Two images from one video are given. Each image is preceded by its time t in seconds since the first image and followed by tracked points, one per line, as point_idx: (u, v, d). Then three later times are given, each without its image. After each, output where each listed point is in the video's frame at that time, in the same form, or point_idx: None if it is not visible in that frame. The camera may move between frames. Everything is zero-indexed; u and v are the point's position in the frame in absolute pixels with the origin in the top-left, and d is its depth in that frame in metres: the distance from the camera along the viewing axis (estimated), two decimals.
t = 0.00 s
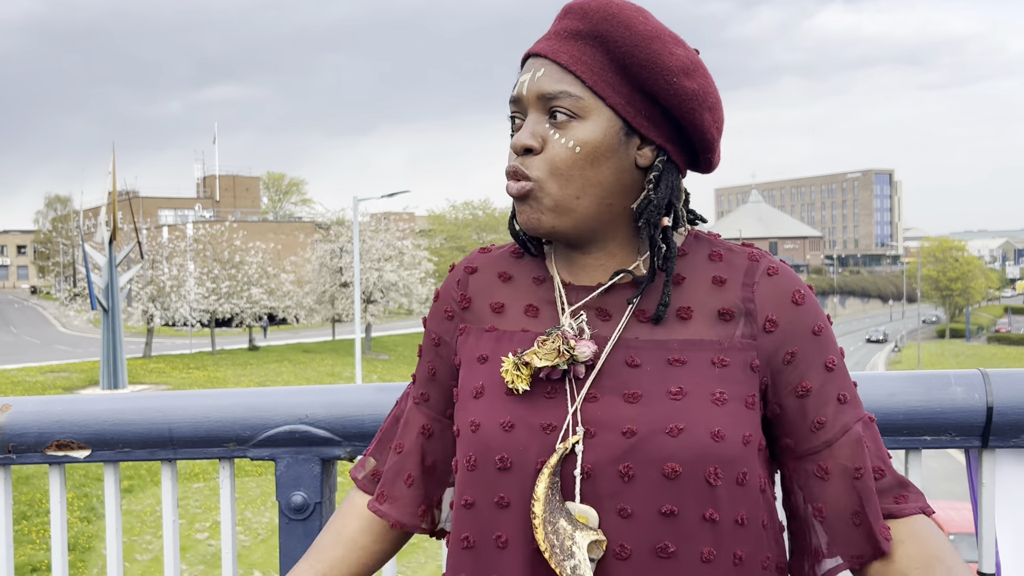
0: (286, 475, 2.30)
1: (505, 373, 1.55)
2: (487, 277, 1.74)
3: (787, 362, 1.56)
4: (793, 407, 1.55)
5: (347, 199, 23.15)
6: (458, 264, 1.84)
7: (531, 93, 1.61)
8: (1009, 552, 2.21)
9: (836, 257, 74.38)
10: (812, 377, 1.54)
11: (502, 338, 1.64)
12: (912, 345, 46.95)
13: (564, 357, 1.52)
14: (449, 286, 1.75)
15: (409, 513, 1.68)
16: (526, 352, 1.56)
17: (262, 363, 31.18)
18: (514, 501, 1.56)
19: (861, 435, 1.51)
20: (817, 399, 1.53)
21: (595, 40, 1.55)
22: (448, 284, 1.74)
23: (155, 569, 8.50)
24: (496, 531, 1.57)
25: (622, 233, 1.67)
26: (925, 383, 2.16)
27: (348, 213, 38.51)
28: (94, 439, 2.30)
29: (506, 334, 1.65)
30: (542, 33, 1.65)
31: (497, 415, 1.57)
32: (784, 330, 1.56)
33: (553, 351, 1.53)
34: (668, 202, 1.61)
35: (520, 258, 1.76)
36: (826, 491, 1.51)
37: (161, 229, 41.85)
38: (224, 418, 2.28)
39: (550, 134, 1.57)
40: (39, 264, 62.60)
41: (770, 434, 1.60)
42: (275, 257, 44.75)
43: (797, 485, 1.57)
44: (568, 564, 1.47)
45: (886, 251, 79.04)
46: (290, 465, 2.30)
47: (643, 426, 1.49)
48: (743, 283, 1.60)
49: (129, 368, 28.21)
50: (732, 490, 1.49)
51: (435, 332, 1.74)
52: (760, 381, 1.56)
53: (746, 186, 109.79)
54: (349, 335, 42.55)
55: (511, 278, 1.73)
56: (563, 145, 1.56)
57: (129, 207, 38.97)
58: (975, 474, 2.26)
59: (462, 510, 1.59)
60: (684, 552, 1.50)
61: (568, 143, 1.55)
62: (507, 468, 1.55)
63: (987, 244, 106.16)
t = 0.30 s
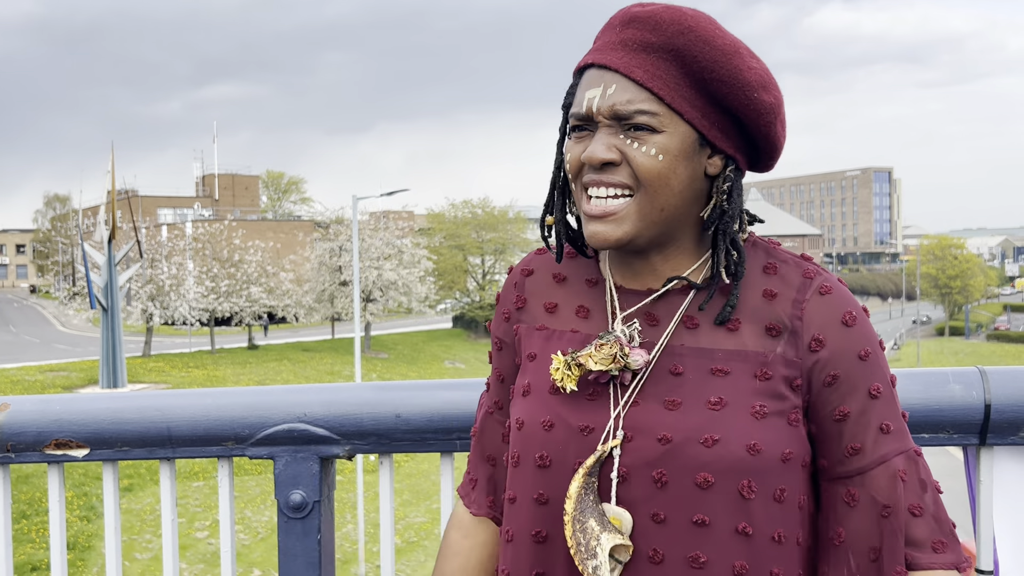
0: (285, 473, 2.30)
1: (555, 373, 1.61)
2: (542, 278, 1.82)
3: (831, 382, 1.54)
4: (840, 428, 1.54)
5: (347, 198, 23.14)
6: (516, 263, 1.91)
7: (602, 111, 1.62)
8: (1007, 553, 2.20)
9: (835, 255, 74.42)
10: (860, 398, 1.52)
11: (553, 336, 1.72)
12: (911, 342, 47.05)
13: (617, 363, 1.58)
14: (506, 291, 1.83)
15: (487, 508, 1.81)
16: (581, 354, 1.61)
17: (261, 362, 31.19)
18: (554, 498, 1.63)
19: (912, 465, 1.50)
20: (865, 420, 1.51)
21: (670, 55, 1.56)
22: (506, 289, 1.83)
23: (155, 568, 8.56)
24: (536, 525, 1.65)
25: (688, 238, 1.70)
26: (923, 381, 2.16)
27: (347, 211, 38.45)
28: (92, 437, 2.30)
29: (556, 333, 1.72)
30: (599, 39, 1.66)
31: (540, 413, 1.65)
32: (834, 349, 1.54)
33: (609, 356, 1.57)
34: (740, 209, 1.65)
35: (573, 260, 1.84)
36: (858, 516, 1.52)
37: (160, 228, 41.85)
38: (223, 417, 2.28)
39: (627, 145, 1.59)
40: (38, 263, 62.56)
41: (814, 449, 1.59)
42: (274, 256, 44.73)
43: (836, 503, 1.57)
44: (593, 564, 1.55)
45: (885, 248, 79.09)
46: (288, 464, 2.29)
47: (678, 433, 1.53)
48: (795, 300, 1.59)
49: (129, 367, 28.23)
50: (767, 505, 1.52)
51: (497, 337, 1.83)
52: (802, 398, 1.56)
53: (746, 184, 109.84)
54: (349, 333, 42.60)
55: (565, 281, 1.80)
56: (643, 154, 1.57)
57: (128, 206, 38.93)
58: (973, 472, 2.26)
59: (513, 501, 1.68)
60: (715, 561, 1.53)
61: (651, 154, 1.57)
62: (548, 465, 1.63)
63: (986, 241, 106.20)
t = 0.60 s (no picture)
0: (284, 470, 2.30)
1: (552, 384, 1.63)
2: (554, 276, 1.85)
3: (834, 392, 1.49)
4: (840, 438, 1.49)
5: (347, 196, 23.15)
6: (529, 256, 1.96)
7: (589, 111, 1.62)
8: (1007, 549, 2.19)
9: (835, 253, 74.46)
10: (862, 408, 1.47)
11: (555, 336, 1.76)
12: (911, 339, 47.08)
13: (611, 376, 1.57)
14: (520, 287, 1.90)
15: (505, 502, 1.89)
16: (575, 362, 1.61)
17: (261, 360, 31.22)
18: (551, 499, 1.68)
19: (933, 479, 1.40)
20: (862, 432, 1.46)
21: (654, 50, 1.55)
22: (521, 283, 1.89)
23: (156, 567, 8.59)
24: (536, 524, 1.70)
25: (691, 241, 1.66)
26: (925, 378, 2.16)
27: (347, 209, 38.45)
28: (92, 435, 2.30)
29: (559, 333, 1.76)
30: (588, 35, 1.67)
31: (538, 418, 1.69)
32: (827, 357, 1.50)
33: (602, 371, 1.57)
34: (741, 204, 1.61)
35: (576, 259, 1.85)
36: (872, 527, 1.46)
37: (160, 225, 41.83)
38: (223, 416, 2.28)
39: (614, 146, 1.59)
40: (38, 262, 62.61)
41: (813, 458, 1.56)
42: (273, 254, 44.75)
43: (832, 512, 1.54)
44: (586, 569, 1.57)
45: (885, 246, 79.13)
46: (288, 462, 2.29)
47: (659, 447, 1.54)
48: (789, 303, 1.55)
49: (128, 365, 28.28)
50: (754, 519, 1.49)
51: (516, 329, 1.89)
52: (798, 407, 1.52)
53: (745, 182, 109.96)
54: (349, 331, 42.66)
55: (572, 278, 1.82)
56: (633, 155, 1.56)
57: (127, 204, 38.92)
58: (974, 469, 2.25)
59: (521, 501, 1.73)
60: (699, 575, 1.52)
61: (640, 153, 1.56)
62: (544, 469, 1.67)
63: (987, 238, 106.09)
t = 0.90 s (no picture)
0: (284, 468, 2.29)
1: (537, 385, 1.58)
2: (512, 281, 1.81)
3: (804, 380, 1.53)
4: (811, 426, 1.53)
5: (348, 194, 23.13)
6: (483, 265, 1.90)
7: (589, 103, 1.58)
8: (1008, 544, 2.20)
9: (835, 251, 74.42)
10: (831, 396, 1.52)
11: (525, 344, 1.71)
12: (912, 337, 47.05)
13: (601, 375, 1.53)
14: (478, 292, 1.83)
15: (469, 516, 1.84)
16: (561, 365, 1.58)
17: (261, 358, 31.20)
18: (538, 511, 1.62)
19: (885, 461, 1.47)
20: (833, 417, 1.51)
21: (657, 45, 1.54)
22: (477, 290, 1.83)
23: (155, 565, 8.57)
24: (522, 537, 1.64)
25: (670, 241, 1.66)
26: (925, 374, 2.15)
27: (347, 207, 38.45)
28: (91, 432, 2.30)
29: (529, 341, 1.71)
30: (575, 21, 1.63)
31: (518, 426, 1.63)
32: (806, 347, 1.53)
33: (592, 370, 1.54)
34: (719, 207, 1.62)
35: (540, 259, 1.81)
36: (832, 509, 1.51)
37: (160, 224, 41.81)
38: (223, 412, 2.27)
39: (615, 143, 1.55)
40: (38, 260, 62.62)
41: (791, 448, 1.58)
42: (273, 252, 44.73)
43: (805, 501, 1.57)
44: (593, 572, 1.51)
45: (886, 244, 79.12)
46: (288, 458, 2.29)
47: (656, 444, 1.51)
48: (768, 298, 1.57)
49: (129, 364, 28.26)
50: (750, 508, 1.49)
51: (469, 340, 1.83)
52: (776, 395, 1.55)
53: (745, 180, 109.78)
54: (349, 329, 42.68)
55: (536, 281, 1.78)
56: (632, 154, 1.53)
57: (127, 203, 38.90)
58: (975, 465, 2.25)
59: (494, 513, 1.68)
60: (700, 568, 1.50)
61: (635, 154, 1.53)
62: (530, 478, 1.62)
63: (987, 235, 105.93)
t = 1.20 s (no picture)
0: (284, 467, 2.28)
1: (489, 375, 1.61)
2: (432, 286, 1.81)
3: (726, 355, 1.66)
4: (731, 410, 1.66)
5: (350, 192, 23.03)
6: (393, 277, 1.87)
7: (549, 97, 1.67)
8: (1010, 542, 2.19)
9: (836, 248, 74.32)
10: (743, 370, 1.65)
11: (456, 346, 1.71)
12: (913, 334, 47.01)
13: (555, 360, 1.60)
14: (397, 301, 1.81)
15: (393, 543, 1.80)
16: (513, 353, 1.62)
17: (263, 356, 31.19)
18: (492, 510, 1.63)
19: (782, 427, 1.63)
20: (745, 393, 1.65)
21: (595, 38, 1.67)
22: (396, 298, 1.80)
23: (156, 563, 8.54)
24: (477, 539, 1.65)
25: (601, 226, 1.80)
26: (926, 373, 2.14)
27: (349, 205, 38.45)
28: (91, 432, 2.28)
29: (460, 341, 1.72)
30: (497, 12, 1.69)
31: (461, 425, 1.63)
32: (728, 321, 1.67)
33: (548, 354, 1.59)
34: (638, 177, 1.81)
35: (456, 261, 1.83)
36: (739, 480, 1.65)
37: (161, 221, 41.80)
38: (223, 411, 2.26)
39: (578, 130, 1.68)
40: (39, 258, 62.64)
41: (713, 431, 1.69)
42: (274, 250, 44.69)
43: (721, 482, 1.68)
44: (557, 565, 1.54)
45: (887, 241, 79.06)
46: (288, 457, 2.28)
47: (612, 423, 1.59)
48: (693, 276, 1.70)
49: (130, 362, 28.23)
50: (697, 479, 1.60)
51: (386, 350, 1.80)
52: (705, 370, 1.66)
53: (746, 178, 109.65)
54: (350, 327, 42.68)
55: (457, 283, 1.80)
56: (597, 138, 1.69)
57: (128, 200, 38.88)
58: (977, 463, 2.24)
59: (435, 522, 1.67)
60: (664, 542, 1.60)
61: (602, 135, 1.69)
62: (481, 477, 1.63)
63: (988, 233, 105.79)
